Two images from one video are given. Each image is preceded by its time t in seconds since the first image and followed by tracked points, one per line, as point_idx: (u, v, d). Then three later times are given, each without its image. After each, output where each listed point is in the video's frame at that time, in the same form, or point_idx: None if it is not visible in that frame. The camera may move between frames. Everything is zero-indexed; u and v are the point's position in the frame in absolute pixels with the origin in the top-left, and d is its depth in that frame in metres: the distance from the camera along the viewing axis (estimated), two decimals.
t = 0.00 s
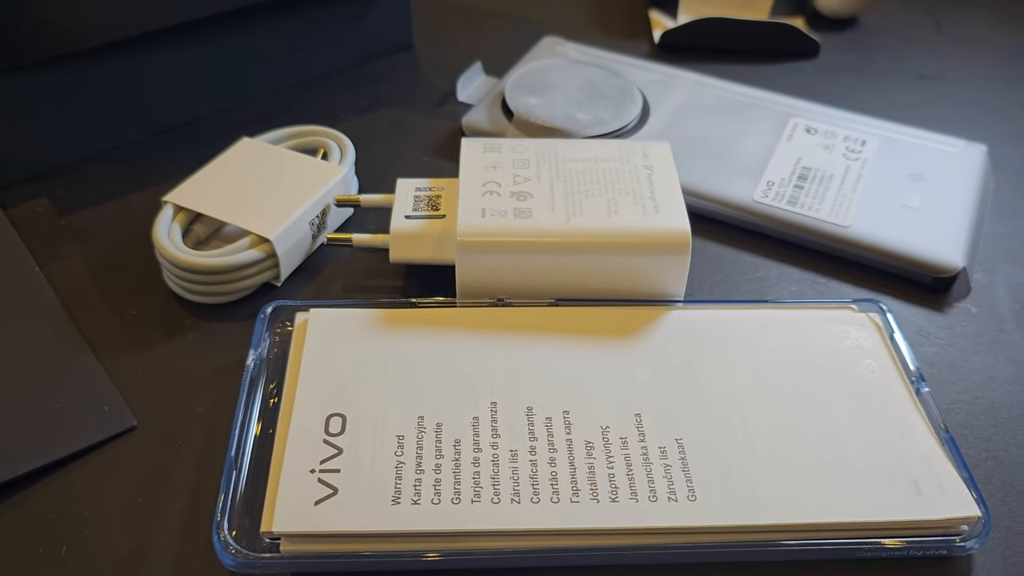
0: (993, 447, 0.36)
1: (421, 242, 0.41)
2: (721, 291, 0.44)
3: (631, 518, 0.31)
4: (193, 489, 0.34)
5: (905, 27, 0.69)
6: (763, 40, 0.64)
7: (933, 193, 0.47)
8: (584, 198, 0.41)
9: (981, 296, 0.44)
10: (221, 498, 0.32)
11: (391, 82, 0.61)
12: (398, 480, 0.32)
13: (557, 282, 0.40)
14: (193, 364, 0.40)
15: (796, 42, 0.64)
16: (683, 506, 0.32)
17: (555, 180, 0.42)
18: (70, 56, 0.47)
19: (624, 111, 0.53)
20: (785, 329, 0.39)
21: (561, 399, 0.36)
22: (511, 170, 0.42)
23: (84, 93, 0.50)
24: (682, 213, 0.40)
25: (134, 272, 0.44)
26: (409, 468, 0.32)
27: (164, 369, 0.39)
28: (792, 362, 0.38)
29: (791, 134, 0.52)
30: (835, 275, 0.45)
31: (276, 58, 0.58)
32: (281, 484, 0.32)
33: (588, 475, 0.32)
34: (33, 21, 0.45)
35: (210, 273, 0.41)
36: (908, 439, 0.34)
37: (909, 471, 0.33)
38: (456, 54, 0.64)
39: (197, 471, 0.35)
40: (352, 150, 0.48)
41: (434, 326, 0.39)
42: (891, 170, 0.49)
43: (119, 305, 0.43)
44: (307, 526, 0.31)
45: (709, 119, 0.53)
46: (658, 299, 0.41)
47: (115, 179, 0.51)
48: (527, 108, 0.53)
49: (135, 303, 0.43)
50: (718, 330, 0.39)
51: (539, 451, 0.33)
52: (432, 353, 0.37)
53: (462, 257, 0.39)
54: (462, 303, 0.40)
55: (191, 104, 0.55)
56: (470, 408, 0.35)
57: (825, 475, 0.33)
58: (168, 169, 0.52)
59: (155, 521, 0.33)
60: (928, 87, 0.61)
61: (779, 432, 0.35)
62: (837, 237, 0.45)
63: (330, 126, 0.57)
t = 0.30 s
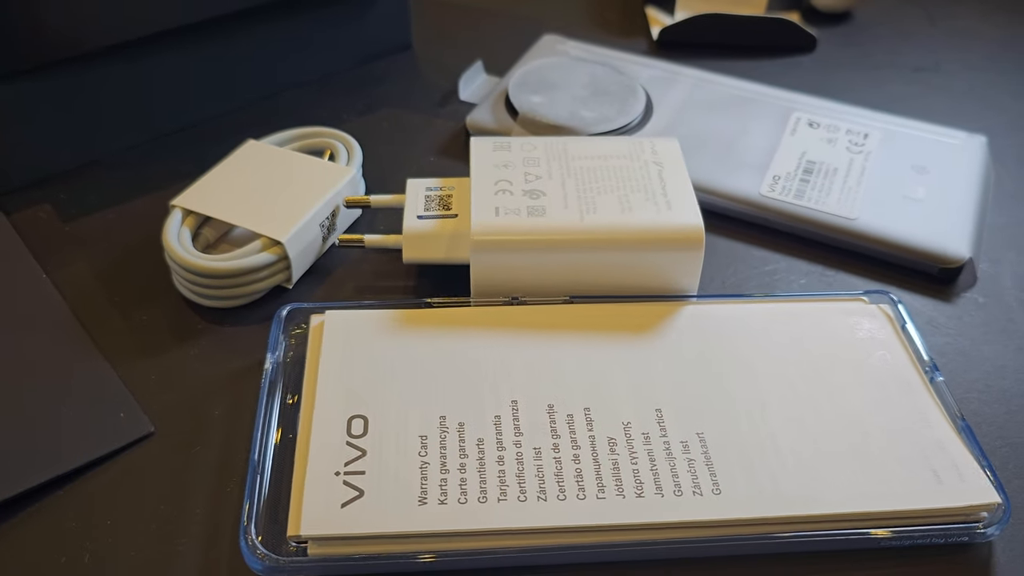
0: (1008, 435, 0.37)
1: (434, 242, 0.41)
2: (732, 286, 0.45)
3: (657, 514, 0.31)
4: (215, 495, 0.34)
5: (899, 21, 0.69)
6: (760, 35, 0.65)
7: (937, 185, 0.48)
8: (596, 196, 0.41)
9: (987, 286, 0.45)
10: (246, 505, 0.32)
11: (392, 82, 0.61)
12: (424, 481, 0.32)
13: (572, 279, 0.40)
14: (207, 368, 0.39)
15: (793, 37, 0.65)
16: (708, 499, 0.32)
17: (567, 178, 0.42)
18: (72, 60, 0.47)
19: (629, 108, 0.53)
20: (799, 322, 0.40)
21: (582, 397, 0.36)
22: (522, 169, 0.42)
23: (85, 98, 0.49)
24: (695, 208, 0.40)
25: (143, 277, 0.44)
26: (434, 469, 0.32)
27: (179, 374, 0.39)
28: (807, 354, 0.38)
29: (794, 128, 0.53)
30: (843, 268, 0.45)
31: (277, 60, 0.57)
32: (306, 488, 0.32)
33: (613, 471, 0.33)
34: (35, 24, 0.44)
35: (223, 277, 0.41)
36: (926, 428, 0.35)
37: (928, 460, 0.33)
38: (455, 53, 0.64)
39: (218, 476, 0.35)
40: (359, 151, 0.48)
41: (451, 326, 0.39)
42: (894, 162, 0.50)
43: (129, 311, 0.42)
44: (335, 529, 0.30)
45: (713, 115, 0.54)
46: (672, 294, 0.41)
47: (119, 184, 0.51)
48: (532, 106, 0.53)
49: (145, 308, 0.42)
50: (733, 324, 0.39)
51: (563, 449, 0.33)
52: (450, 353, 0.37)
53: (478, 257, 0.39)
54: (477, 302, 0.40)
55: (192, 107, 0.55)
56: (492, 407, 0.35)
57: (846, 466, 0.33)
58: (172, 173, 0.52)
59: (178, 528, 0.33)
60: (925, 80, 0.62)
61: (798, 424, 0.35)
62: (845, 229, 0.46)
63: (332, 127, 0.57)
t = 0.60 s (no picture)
0: (1019, 426, 0.37)
1: (444, 244, 0.41)
2: (740, 283, 0.45)
3: (679, 512, 0.31)
4: (232, 502, 0.34)
5: (892, 16, 0.70)
6: (757, 32, 0.65)
7: (939, 179, 0.48)
8: (605, 195, 0.41)
9: (992, 279, 0.45)
10: (266, 513, 0.32)
11: (391, 84, 0.61)
12: (445, 484, 0.32)
13: (583, 279, 0.40)
14: (218, 375, 0.39)
15: (789, 34, 0.65)
16: (729, 497, 0.32)
17: (575, 178, 0.42)
18: (70, 65, 0.46)
19: (631, 107, 0.53)
20: (809, 318, 0.40)
21: (598, 397, 0.36)
22: (529, 169, 0.42)
23: (84, 103, 0.48)
24: (704, 206, 0.40)
25: (148, 285, 0.44)
26: (454, 472, 0.32)
27: (189, 381, 0.39)
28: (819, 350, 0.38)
29: (795, 125, 0.53)
30: (849, 263, 0.46)
31: (275, 63, 0.57)
32: (326, 494, 0.31)
33: (633, 471, 0.33)
34: (33, 28, 0.43)
35: (231, 283, 0.40)
36: (940, 421, 0.35)
37: (944, 453, 0.34)
38: (453, 54, 0.64)
39: (234, 484, 0.35)
40: (363, 153, 0.48)
41: (464, 328, 0.38)
42: (896, 157, 0.50)
43: (136, 319, 0.42)
44: (358, 535, 0.30)
45: (714, 113, 0.54)
46: (682, 292, 0.41)
47: (119, 191, 0.50)
48: (534, 107, 0.53)
49: (152, 316, 0.42)
50: (744, 321, 0.40)
51: (582, 449, 0.33)
52: (464, 356, 0.37)
53: (489, 258, 0.39)
54: (488, 304, 0.40)
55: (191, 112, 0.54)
56: (509, 409, 0.35)
57: (863, 461, 0.33)
58: (173, 178, 0.51)
59: (195, 536, 0.33)
60: (920, 75, 0.62)
61: (814, 419, 0.35)
62: (850, 225, 0.46)
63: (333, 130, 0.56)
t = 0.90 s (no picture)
0: None
1: (454, 246, 0.41)
2: (748, 279, 0.45)
3: (701, 509, 0.31)
4: (251, 509, 0.34)
5: (884, 12, 0.70)
6: (753, 30, 0.65)
7: (940, 173, 0.49)
8: (614, 194, 0.41)
9: (996, 270, 0.46)
10: (288, 520, 0.32)
11: (390, 85, 0.61)
12: (467, 486, 0.32)
13: (594, 279, 0.40)
14: (230, 381, 0.39)
15: (785, 31, 0.65)
16: (750, 492, 0.32)
17: (583, 177, 0.42)
18: (70, 71, 0.46)
19: (633, 106, 0.54)
20: (819, 312, 0.40)
21: (615, 396, 0.36)
22: (538, 170, 0.42)
23: (83, 109, 0.48)
24: (713, 204, 0.40)
25: (155, 291, 0.43)
26: (475, 474, 0.32)
27: (201, 388, 0.39)
28: (830, 344, 0.39)
29: (796, 121, 0.53)
30: (854, 258, 0.46)
31: (274, 66, 0.56)
32: (348, 499, 0.31)
33: (653, 469, 0.33)
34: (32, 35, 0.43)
35: (240, 288, 0.40)
36: (952, 413, 0.36)
37: (958, 444, 0.34)
38: (451, 55, 0.64)
39: (251, 491, 0.34)
40: (367, 156, 0.48)
41: (477, 329, 0.38)
42: (897, 152, 0.50)
43: (144, 326, 0.42)
44: (383, 539, 0.30)
45: (715, 111, 0.54)
46: (692, 290, 0.41)
47: (121, 198, 0.50)
48: (536, 107, 0.53)
49: (160, 323, 0.42)
50: (755, 317, 0.40)
51: (601, 448, 0.34)
52: (479, 357, 0.37)
53: (501, 259, 0.39)
54: (500, 305, 0.40)
55: (191, 117, 0.54)
56: (526, 409, 0.35)
57: (880, 454, 0.34)
58: (175, 184, 0.51)
59: (215, 544, 0.33)
60: (915, 70, 0.63)
61: (829, 414, 0.35)
62: (855, 220, 0.46)
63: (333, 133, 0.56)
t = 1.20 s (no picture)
0: None
1: (465, 249, 0.41)
2: (756, 277, 0.45)
3: (725, 508, 0.32)
4: (272, 517, 0.34)
5: (878, 8, 0.71)
6: (749, 28, 0.66)
7: (943, 168, 0.49)
8: (625, 194, 0.41)
9: (1000, 264, 0.46)
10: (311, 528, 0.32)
11: (390, 88, 0.61)
12: (490, 490, 0.32)
13: (607, 279, 0.40)
14: (244, 390, 0.39)
15: (781, 28, 0.66)
16: (772, 490, 0.32)
17: (593, 178, 0.42)
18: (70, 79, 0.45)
19: (635, 105, 0.54)
20: (830, 308, 0.40)
21: (633, 396, 0.36)
22: (547, 171, 0.42)
23: (84, 118, 0.47)
24: (724, 202, 0.41)
25: (163, 300, 0.43)
26: (498, 477, 0.32)
27: (215, 397, 0.38)
28: (843, 340, 0.39)
29: (797, 118, 0.53)
30: (861, 253, 0.47)
31: (274, 71, 0.56)
32: (372, 505, 0.31)
33: (675, 469, 0.33)
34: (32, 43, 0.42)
35: (251, 295, 0.40)
36: (967, 406, 0.36)
37: (974, 437, 0.34)
38: (449, 56, 0.64)
39: (270, 500, 0.34)
40: (373, 160, 0.48)
41: (492, 332, 0.38)
42: (899, 147, 0.51)
43: (154, 336, 0.41)
44: (409, 546, 0.30)
45: (717, 109, 0.54)
46: (704, 288, 0.41)
47: (123, 206, 0.49)
48: (539, 107, 0.53)
49: (170, 332, 0.41)
50: (767, 314, 0.40)
51: (622, 449, 0.34)
52: (495, 360, 0.37)
53: (514, 261, 0.39)
54: (513, 307, 0.40)
55: (192, 124, 0.53)
56: (545, 412, 0.35)
57: (898, 449, 0.34)
58: (178, 192, 0.51)
59: (237, 555, 0.33)
60: (911, 66, 0.64)
61: (845, 409, 0.36)
62: (860, 216, 0.46)
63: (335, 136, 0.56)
